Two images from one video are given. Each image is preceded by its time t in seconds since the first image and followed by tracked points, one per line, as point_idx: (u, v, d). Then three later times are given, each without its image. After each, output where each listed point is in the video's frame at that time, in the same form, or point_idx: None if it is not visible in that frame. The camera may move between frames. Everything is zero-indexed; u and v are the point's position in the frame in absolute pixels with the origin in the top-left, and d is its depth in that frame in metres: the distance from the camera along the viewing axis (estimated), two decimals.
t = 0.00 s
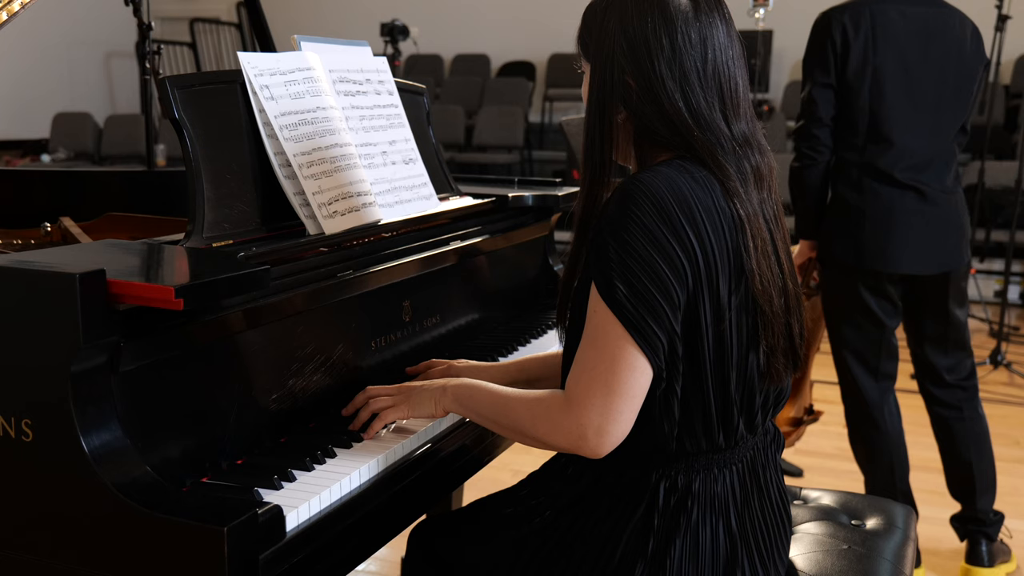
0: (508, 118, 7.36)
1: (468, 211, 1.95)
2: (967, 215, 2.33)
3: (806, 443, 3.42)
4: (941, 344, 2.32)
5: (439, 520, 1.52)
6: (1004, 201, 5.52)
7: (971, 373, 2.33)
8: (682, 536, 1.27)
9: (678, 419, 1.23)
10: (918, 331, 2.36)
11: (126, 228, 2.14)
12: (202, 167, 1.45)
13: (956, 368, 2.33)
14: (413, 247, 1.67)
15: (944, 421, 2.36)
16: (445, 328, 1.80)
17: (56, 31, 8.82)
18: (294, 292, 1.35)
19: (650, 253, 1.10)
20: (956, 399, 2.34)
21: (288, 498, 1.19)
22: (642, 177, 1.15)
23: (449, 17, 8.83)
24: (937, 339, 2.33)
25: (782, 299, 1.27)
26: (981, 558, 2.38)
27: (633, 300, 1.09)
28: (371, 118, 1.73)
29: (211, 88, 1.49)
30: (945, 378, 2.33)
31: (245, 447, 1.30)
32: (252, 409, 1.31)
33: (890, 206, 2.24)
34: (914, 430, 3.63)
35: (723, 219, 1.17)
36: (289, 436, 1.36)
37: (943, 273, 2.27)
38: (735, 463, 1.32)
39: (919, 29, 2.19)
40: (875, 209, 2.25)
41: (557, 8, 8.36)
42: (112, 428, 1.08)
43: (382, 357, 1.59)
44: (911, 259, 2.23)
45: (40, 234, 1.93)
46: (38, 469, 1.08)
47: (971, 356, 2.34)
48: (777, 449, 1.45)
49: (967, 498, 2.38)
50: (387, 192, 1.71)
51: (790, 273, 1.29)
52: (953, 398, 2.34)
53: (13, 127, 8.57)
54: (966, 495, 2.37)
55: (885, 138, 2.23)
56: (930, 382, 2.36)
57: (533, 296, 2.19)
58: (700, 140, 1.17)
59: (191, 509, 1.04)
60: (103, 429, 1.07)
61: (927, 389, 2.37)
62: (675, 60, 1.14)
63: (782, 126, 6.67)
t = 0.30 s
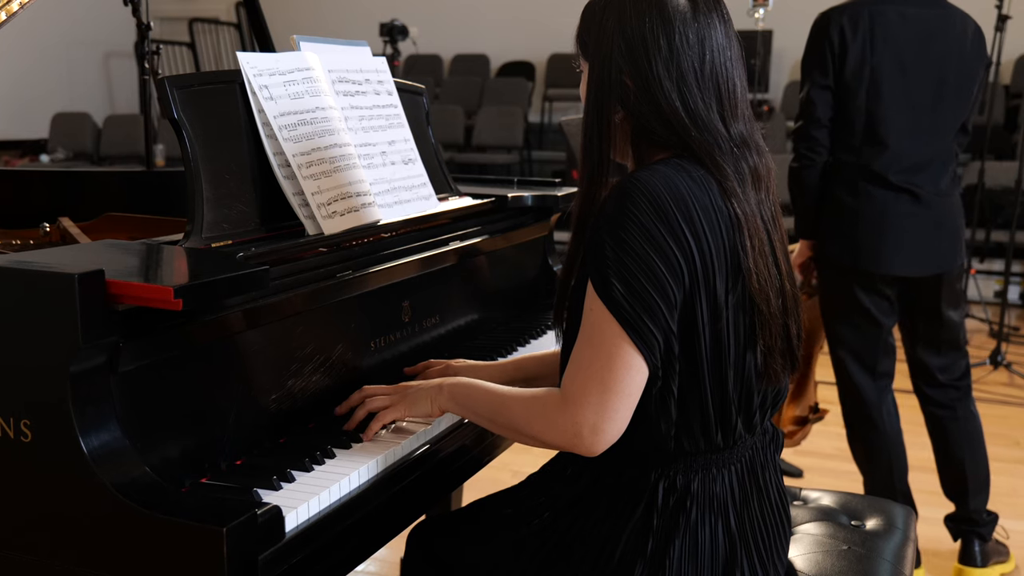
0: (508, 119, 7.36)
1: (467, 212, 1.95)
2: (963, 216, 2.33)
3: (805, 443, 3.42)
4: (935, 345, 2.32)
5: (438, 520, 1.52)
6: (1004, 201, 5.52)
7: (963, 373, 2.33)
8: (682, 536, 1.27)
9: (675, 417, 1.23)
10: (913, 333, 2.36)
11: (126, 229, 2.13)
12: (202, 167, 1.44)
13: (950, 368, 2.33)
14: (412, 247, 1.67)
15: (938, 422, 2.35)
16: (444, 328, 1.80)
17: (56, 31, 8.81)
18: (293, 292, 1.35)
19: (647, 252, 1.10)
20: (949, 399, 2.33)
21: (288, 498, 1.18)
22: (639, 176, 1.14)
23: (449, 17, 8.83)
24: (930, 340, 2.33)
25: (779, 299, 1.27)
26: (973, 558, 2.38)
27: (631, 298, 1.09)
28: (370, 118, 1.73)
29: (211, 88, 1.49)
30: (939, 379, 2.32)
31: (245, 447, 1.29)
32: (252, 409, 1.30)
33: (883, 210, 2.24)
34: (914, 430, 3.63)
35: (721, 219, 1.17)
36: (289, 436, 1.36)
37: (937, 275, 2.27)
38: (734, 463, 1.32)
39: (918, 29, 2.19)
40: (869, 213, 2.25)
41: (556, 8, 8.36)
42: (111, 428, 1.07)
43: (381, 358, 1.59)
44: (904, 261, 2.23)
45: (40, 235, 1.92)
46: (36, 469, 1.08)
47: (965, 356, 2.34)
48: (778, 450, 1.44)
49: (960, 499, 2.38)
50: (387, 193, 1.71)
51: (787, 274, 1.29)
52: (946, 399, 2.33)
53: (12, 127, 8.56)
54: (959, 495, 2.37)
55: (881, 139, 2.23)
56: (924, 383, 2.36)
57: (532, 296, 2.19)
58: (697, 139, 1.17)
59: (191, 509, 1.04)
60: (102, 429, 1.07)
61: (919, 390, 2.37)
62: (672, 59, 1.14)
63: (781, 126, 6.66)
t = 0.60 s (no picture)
0: (507, 119, 7.36)
1: (466, 213, 1.95)
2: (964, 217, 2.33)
3: (805, 444, 3.42)
4: (935, 345, 2.32)
5: (437, 521, 1.51)
6: (1004, 201, 5.52)
7: (963, 373, 2.33)
8: (681, 536, 1.26)
9: (674, 417, 1.23)
10: (913, 333, 2.36)
11: (124, 229, 2.13)
12: (200, 166, 1.44)
13: (950, 369, 2.33)
14: (411, 247, 1.67)
15: (937, 422, 2.36)
16: (443, 329, 1.80)
17: (55, 31, 8.80)
18: (292, 292, 1.35)
19: (644, 251, 1.10)
20: (948, 399, 2.33)
21: (287, 499, 1.18)
22: (635, 175, 1.14)
23: (447, 16, 8.82)
24: (930, 340, 2.32)
25: (777, 299, 1.27)
26: (970, 559, 2.38)
27: (628, 298, 1.08)
28: (369, 118, 1.73)
29: (209, 88, 1.49)
30: (938, 379, 2.33)
31: (243, 447, 1.29)
32: (251, 409, 1.30)
33: (884, 211, 2.23)
34: (913, 430, 3.63)
35: (717, 219, 1.17)
36: (288, 437, 1.36)
37: (937, 276, 2.26)
38: (733, 463, 1.31)
39: (920, 30, 2.18)
40: (868, 213, 2.25)
41: (556, 8, 8.37)
42: (109, 429, 1.07)
43: (380, 358, 1.58)
44: (904, 261, 2.23)
45: (38, 234, 1.93)
46: (35, 469, 1.08)
47: (966, 356, 2.34)
48: (777, 451, 1.44)
49: (957, 499, 2.37)
50: (386, 193, 1.71)
51: (785, 273, 1.29)
52: (944, 399, 2.33)
53: (12, 126, 8.56)
54: (955, 496, 2.37)
55: (880, 140, 2.23)
56: (924, 384, 2.36)
57: (532, 296, 2.18)
58: (693, 138, 1.17)
59: (190, 510, 1.04)
60: (100, 430, 1.06)
61: (919, 390, 2.37)
62: (668, 59, 1.13)
63: (781, 127, 6.67)
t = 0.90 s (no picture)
0: (506, 118, 7.36)
1: (464, 213, 1.94)
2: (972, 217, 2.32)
3: (805, 445, 3.42)
4: (939, 346, 2.32)
5: (436, 522, 1.51)
6: (1004, 202, 5.52)
7: (969, 375, 2.32)
8: (683, 535, 1.26)
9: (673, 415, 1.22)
10: (917, 334, 2.35)
11: (122, 228, 2.13)
12: (199, 166, 1.44)
13: (955, 371, 2.32)
14: (411, 247, 1.67)
15: (939, 424, 2.35)
16: (443, 329, 1.79)
17: (54, 31, 8.80)
18: (291, 292, 1.35)
19: (640, 249, 1.10)
20: (951, 400, 2.33)
21: (286, 499, 1.18)
22: (630, 174, 1.14)
23: (446, 16, 8.82)
24: (933, 341, 2.32)
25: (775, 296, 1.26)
26: (968, 561, 2.38)
27: (626, 295, 1.08)
28: (369, 118, 1.73)
29: (208, 89, 1.48)
30: (942, 381, 2.32)
31: (242, 448, 1.29)
32: (250, 409, 1.30)
33: (891, 210, 2.24)
34: (914, 431, 3.63)
35: (713, 217, 1.17)
36: (288, 437, 1.36)
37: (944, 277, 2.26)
38: (734, 462, 1.31)
39: (929, 29, 2.18)
40: (875, 213, 2.25)
41: (556, 8, 8.37)
42: (108, 429, 1.07)
43: (379, 359, 1.58)
44: (909, 261, 2.23)
45: (36, 234, 1.93)
46: (34, 470, 1.08)
47: (971, 358, 2.33)
48: (778, 451, 1.44)
49: (957, 501, 2.37)
50: (385, 193, 1.71)
51: (783, 271, 1.29)
52: (947, 401, 2.33)
53: (11, 126, 8.56)
54: (956, 498, 2.36)
55: (887, 139, 2.23)
56: (927, 386, 2.36)
57: (532, 296, 2.18)
58: (689, 136, 1.16)
59: (188, 511, 1.04)
60: (99, 430, 1.06)
61: (922, 392, 2.37)
62: (662, 58, 1.13)
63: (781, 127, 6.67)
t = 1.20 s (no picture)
0: (505, 118, 7.36)
1: (462, 215, 1.94)
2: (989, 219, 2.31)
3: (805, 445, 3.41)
4: (949, 349, 2.31)
5: (436, 524, 1.51)
6: (1005, 202, 5.53)
7: (979, 379, 2.32)
8: (683, 534, 1.26)
9: (672, 414, 1.22)
10: (928, 338, 2.35)
11: (122, 229, 2.13)
12: (199, 166, 1.44)
13: (965, 374, 2.32)
14: (410, 247, 1.66)
15: (946, 428, 2.36)
16: (442, 330, 1.79)
17: (52, 31, 8.80)
18: (290, 292, 1.35)
19: (635, 247, 1.10)
20: (963, 404, 2.33)
21: (285, 500, 1.18)
22: (625, 174, 1.14)
23: (445, 17, 8.82)
24: (944, 344, 2.32)
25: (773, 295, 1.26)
26: (969, 564, 2.37)
27: (621, 293, 1.08)
28: (368, 119, 1.72)
29: (207, 89, 1.48)
30: (952, 385, 2.32)
31: (241, 448, 1.29)
32: (250, 410, 1.30)
33: (906, 209, 2.23)
34: (915, 432, 3.63)
35: (708, 215, 1.17)
36: (287, 438, 1.36)
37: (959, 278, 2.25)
38: (735, 461, 1.31)
39: (947, 27, 2.18)
40: (891, 212, 2.24)
41: (556, 9, 8.37)
42: (108, 430, 1.07)
43: (378, 359, 1.58)
44: (925, 262, 2.22)
45: (35, 235, 1.92)
46: (32, 470, 1.07)
47: (981, 362, 2.33)
48: (778, 452, 1.44)
49: (960, 504, 2.37)
50: (384, 193, 1.71)
51: (782, 271, 1.28)
52: (958, 405, 2.33)
53: (9, 127, 8.55)
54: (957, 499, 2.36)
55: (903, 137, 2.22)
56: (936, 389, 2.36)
57: (531, 296, 2.18)
58: (683, 135, 1.17)
59: (187, 511, 1.04)
60: (98, 431, 1.06)
61: (932, 396, 2.37)
62: (656, 58, 1.14)
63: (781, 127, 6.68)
